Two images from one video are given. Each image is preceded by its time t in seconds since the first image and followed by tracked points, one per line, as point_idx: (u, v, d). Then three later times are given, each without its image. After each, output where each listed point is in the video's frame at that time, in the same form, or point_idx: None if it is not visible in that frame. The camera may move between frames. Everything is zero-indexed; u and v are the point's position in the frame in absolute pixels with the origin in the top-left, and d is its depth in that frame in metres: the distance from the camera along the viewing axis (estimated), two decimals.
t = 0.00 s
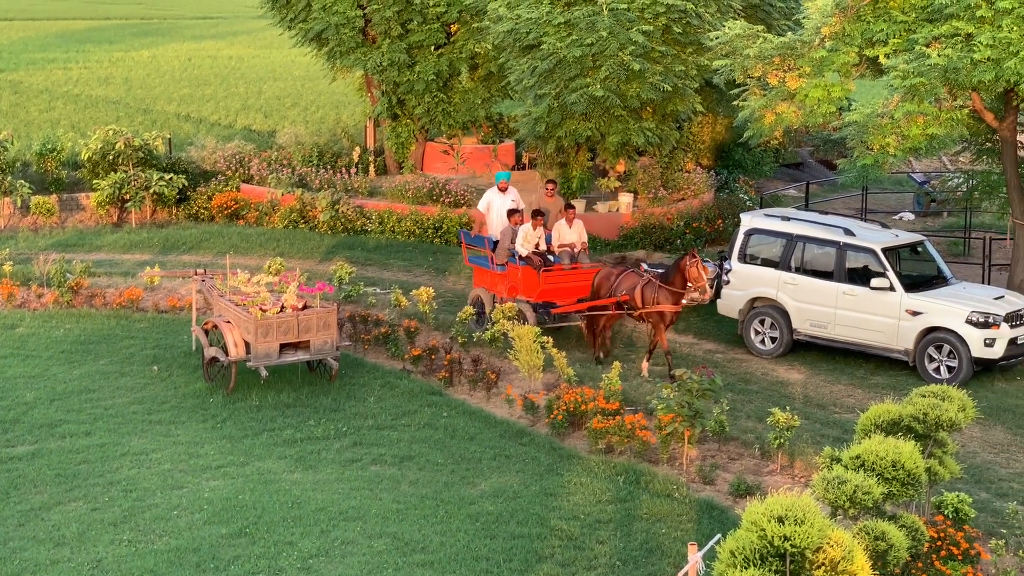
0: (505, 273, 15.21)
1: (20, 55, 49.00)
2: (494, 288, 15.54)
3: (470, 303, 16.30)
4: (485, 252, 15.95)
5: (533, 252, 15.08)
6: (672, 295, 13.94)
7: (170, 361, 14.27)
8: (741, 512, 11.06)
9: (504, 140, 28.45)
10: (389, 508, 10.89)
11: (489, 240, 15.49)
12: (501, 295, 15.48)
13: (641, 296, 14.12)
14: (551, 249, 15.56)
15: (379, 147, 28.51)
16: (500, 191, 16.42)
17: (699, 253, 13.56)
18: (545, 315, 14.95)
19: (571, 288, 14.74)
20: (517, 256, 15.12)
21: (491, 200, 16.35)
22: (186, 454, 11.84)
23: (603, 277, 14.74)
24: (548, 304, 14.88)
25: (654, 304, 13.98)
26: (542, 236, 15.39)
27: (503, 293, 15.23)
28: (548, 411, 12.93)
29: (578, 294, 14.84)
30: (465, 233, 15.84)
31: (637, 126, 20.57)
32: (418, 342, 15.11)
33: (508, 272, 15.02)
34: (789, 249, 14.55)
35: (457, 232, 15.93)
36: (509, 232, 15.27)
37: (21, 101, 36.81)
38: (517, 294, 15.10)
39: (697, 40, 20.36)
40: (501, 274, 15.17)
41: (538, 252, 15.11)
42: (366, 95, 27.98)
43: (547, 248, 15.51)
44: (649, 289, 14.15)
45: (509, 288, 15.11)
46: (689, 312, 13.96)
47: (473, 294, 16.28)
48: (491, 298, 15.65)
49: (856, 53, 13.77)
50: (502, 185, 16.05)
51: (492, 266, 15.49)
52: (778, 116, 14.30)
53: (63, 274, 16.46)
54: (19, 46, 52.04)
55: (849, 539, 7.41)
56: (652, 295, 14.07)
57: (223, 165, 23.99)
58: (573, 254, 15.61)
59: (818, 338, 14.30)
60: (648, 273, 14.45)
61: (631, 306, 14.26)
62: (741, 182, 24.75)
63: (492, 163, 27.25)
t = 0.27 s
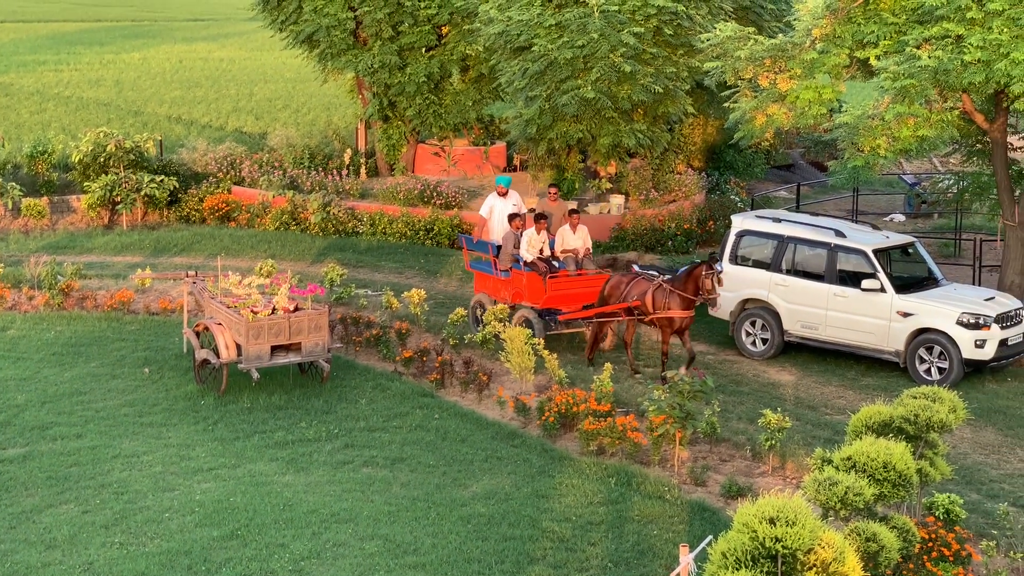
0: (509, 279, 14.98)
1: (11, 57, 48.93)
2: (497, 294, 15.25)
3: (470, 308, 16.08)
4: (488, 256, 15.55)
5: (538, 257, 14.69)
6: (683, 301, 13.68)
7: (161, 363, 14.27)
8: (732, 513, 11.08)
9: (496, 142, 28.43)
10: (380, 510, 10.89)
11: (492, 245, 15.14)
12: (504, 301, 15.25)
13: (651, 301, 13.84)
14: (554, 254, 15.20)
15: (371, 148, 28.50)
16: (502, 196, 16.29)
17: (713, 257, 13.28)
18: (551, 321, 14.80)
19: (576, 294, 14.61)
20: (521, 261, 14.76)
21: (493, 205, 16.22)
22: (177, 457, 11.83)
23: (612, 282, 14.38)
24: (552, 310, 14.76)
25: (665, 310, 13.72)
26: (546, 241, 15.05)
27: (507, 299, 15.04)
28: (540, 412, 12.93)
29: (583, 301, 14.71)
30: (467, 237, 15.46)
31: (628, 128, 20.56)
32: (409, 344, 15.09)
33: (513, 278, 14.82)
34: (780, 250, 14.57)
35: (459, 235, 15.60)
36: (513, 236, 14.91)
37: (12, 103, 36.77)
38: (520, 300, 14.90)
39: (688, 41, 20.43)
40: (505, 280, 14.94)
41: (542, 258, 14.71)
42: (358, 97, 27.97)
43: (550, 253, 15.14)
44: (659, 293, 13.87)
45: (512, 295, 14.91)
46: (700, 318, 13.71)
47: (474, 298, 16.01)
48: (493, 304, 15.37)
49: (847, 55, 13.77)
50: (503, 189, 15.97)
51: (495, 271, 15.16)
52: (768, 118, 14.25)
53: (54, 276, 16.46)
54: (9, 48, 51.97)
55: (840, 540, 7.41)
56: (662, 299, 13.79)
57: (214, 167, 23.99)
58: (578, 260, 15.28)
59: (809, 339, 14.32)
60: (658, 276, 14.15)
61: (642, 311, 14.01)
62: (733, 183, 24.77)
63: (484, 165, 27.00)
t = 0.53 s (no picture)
0: (516, 283, 14.64)
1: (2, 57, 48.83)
2: (503, 299, 14.90)
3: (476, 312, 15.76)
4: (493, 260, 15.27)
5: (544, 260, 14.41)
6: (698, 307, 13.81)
7: (154, 364, 14.25)
8: (725, 514, 11.09)
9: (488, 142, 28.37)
10: (373, 511, 10.87)
11: (497, 248, 14.89)
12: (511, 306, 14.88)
13: (666, 306, 14.01)
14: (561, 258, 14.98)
15: (363, 149, 28.48)
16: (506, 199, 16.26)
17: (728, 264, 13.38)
18: (558, 326, 14.36)
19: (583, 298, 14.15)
20: (527, 265, 14.47)
21: (498, 208, 16.38)
22: (170, 458, 11.81)
23: (629, 288, 14.59)
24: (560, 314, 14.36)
25: (680, 316, 13.87)
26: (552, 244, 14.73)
27: (513, 304, 14.70)
28: (533, 413, 12.91)
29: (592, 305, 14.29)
30: (472, 240, 15.19)
31: (621, 129, 20.40)
32: (402, 345, 15.06)
33: (518, 282, 14.45)
34: (773, 250, 14.56)
35: (463, 239, 15.30)
36: (519, 240, 14.72)
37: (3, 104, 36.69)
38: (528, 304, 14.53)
39: (681, 41, 20.48)
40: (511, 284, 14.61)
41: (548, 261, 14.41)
42: (350, 97, 27.94)
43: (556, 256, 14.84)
44: (675, 299, 14.03)
45: (519, 299, 14.58)
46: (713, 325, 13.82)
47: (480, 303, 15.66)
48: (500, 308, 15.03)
49: (839, 55, 13.78)
50: (508, 195, 16.03)
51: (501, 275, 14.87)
52: (761, 118, 14.22)
53: (46, 277, 16.44)
54: None
55: (834, 540, 7.40)
56: (678, 305, 13.93)
57: (206, 167, 23.95)
58: (584, 263, 15.05)
59: (802, 340, 14.33)
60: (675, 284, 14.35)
61: (657, 317, 14.17)
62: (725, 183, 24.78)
63: (476, 167, 26.84)
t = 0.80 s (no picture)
0: (520, 287, 14.44)
1: None
2: (506, 303, 14.67)
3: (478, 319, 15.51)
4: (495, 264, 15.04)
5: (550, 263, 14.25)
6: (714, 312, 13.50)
7: (143, 364, 14.24)
8: (715, 514, 11.11)
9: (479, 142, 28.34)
10: (363, 511, 10.87)
11: (501, 252, 14.61)
12: (515, 310, 14.66)
13: (680, 310, 13.72)
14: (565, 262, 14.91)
15: (353, 149, 28.46)
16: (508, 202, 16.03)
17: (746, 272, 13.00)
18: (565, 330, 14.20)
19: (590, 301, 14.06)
20: (533, 268, 14.31)
21: (501, 212, 16.00)
22: (159, 458, 11.80)
23: (640, 291, 14.33)
24: (566, 318, 14.21)
25: (694, 320, 13.56)
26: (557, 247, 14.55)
27: (517, 308, 14.49)
28: (522, 413, 12.91)
29: (599, 308, 14.19)
30: (475, 245, 14.90)
31: (610, 129, 20.44)
32: (392, 345, 15.04)
33: (524, 286, 14.25)
34: (763, 251, 14.57)
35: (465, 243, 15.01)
36: (522, 243, 14.37)
37: None
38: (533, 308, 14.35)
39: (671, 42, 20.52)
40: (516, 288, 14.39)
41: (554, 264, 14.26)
42: (340, 98, 27.91)
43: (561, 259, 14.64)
44: (689, 303, 13.73)
45: (523, 303, 14.37)
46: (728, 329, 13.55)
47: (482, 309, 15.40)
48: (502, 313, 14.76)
49: (828, 55, 13.83)
50: (510, 197, 15.75)
51: (504, 280, 14.62)
52: (751, 119, 14.19)
53: (35, 277, 16.42)
54: None
55: (823, 540, 7.41)
56: (692, 309, 13.63)
57: (196, 168, 23.91)
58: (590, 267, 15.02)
59: (791, 339, 14.34)
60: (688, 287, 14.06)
61: (671, 320, 13.90)
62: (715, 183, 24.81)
63: (466, 166, 26.97)
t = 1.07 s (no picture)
0: (524, 290, 14.38)
1: None
2: (510, 306, 14.66)
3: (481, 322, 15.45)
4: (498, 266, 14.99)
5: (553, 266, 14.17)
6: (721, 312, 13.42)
7: (129, 362, 14.21)
8: (701, 511, 11.14)
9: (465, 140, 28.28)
10: (350, 509, 10.86)
11: (503, 254, 14.59)
12: (518, 312, 14.62)
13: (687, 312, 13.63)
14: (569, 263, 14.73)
15: (340, 146, 28.43)
16: (508, 202, 15.75)
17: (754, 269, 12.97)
18: (570, 333, 14.16)
19: (596, 304, 13.98)
20: (537, 269, 14.28)
21: (501, 212, 15.70)
22: (145, 457, 11.77)
23: (645, 293, 14.21)
24: (571, 321, 14.14)
25: (702, 320, 13.43)
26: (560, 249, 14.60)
27: (521, 311, 14.43)
28: (509, 411, 12.91)
29: (605, 311, 14.13)
30: (478, 246, 14.84)
31: (597, 127, 20.44)
32: (379, 343, 15.01)
33: (529, 289, 14.18)
34: (749, 248, 14.56)
35: (467, 245, 15.00)
36: (526, 245, 14.32)
37: None
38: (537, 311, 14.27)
39: (657, 40, 20.49)
40: (520, 290, 14.32)
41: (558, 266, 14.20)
42: (326, 95, 27.84)
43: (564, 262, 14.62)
44: (696, 305, 13.66)
45: (528, 306, 14.29)
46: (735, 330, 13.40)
47: (483, 312, 15.37)
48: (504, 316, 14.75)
49: (814, 54, 13.80)
50: (512, 198, 15.51)
51: (508, 282, 14.60)
52: (737, 116, 14.22)
53: (20, 275, 16.37)
54: None
55: (809, 538, 7.43)
56: (700, 311, 13.54)
57: (181, 165, 23.82)
58: (594, 269, 14.79)
59: (777, 337, 14.37)
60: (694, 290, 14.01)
61: (679, 323, 13.79)
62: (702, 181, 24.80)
63: (452, 164, 27.20)
